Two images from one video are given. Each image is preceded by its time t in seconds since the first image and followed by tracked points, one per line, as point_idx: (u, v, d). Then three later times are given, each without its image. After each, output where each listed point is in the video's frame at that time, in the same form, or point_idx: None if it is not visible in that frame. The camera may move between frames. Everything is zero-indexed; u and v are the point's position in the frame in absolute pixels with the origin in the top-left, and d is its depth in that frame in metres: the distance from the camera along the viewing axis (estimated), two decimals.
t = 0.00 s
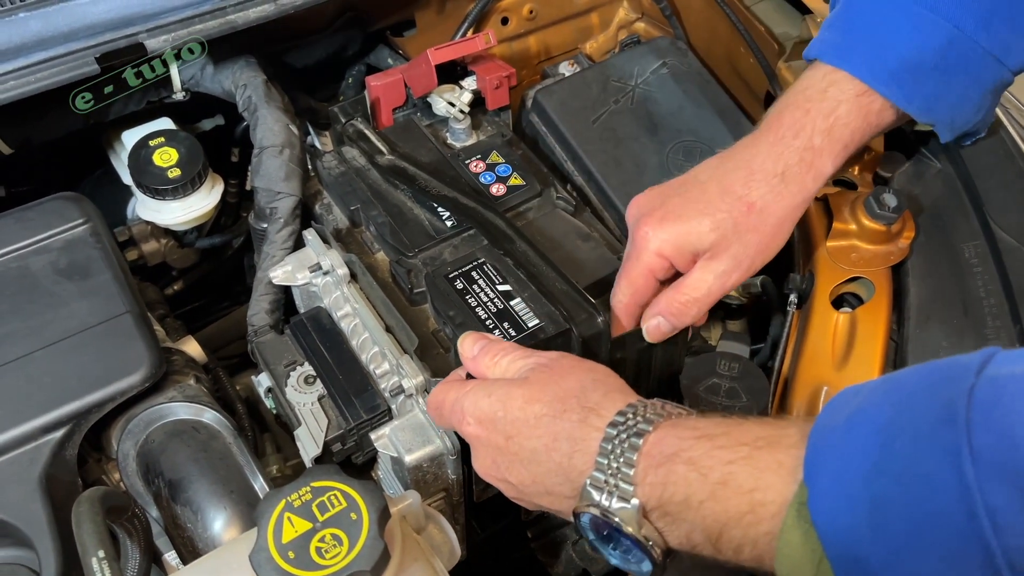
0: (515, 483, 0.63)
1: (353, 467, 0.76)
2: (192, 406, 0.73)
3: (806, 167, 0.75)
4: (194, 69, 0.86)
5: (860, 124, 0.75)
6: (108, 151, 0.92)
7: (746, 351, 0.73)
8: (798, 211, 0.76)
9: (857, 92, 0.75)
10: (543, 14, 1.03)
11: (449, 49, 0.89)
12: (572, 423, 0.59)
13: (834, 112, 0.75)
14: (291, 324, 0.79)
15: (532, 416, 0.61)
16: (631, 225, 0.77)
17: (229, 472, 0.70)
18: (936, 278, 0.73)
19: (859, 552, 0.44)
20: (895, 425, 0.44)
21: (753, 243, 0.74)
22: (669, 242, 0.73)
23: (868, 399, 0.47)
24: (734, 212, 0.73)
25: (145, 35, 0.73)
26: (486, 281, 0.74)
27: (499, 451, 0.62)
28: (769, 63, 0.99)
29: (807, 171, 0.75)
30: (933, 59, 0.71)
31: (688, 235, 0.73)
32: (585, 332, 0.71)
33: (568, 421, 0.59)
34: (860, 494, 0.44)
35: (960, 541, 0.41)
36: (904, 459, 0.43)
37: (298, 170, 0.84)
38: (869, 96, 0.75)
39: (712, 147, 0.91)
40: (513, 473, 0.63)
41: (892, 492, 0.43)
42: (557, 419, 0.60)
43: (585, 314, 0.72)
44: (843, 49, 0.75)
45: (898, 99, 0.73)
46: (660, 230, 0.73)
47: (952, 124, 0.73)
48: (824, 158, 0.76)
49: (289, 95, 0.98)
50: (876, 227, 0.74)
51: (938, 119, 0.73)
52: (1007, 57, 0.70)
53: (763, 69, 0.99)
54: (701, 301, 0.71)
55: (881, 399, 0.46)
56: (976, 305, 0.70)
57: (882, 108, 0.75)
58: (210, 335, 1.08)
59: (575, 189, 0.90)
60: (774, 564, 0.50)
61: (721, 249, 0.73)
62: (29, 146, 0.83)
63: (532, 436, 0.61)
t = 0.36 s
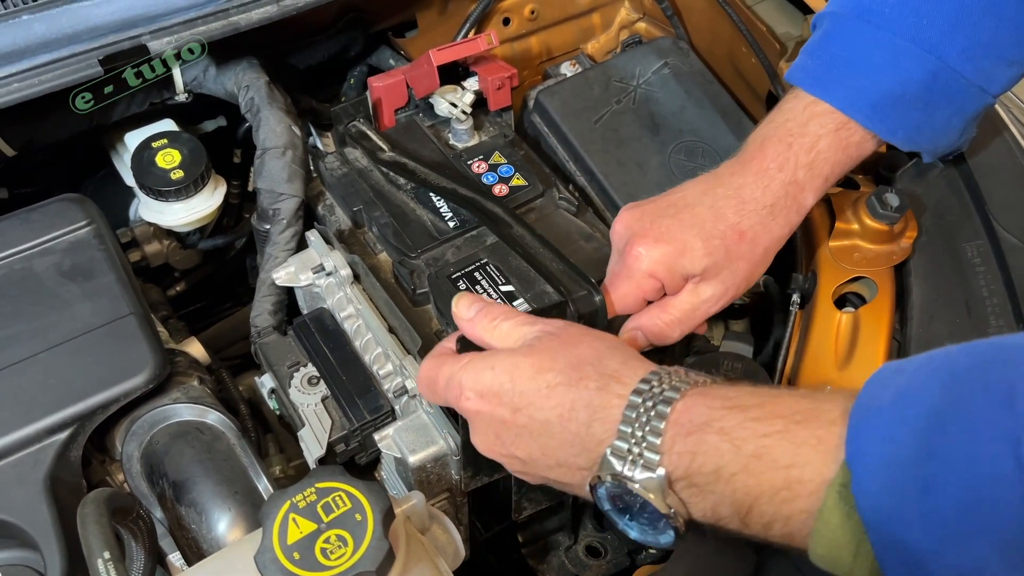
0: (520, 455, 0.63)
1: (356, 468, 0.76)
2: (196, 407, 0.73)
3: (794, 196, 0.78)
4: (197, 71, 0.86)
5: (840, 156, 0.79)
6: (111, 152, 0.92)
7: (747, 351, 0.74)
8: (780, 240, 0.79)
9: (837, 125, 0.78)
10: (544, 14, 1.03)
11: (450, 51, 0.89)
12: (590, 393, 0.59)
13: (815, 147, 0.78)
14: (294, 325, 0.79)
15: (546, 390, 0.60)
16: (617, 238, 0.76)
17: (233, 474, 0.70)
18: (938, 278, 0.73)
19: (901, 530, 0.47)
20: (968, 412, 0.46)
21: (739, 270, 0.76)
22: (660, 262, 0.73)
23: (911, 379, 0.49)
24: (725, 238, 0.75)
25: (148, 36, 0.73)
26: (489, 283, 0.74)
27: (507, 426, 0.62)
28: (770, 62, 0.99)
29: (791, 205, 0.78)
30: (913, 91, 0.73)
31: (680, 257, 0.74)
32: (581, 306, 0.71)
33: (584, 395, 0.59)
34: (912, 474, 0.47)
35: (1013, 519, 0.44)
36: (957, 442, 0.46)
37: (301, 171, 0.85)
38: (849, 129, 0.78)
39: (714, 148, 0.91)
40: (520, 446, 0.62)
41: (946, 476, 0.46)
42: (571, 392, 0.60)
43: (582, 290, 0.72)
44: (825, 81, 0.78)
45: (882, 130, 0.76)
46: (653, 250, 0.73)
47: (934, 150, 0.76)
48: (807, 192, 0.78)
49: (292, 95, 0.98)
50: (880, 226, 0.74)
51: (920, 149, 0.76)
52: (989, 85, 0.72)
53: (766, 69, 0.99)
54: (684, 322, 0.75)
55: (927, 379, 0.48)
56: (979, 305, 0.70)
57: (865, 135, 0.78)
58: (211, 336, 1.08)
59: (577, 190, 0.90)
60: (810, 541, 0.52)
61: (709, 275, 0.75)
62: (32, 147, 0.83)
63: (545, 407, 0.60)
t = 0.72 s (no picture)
0: None
1: (357, 470, 0.77)
2: (198, 410, 0.73)
3: (792, 161, 0.77)
4: (199, 74, 0.86)
5: (841, 123, 0.78)
6: (113, 155, 0.92)
7: (747, 351, 0.74)
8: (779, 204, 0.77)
9: (839, 92, 0.78)
10: (544, 16, 1.03)
11: (450, 53, 0.90)
12: (932, 529, 0.51)
13: (815, 111, 0.78)
14: (295, 327, 0.80)
15: (896, 522, 0.51)
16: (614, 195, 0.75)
17: (235, 476, 0.70)
18: (938, 279, 0.73)
19: None
20: None
21: (736, 228, 0.75)
22: (656, 211, 0.71)
23: None
24: (724, 192, 0.74)
25: (149, 40, 0.73)
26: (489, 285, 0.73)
27: (826, 558, 0.52)
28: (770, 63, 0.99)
29: (791, 165, 0.77)
30: (919, 64, 0.74)
31: (676, 207, 0.72)
32: (565, 260, 0.63)
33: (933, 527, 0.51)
34: None
35: None
36: None
37: (303, 174, 0.85)
38: (851, 96, 0.78)
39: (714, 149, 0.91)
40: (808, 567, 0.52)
41: None
42: (926, 526, 0.51)
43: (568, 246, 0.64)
44: (829, 50, 0.78)
45: (887, 100, 0.75)
46: (649, 198, 0.72)
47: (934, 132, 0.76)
48: (808, 155, 0.78)
49: (294, 97, 0.98)
50: (879, 228, 0.74)
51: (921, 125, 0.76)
52: (993, 64, 0.74)
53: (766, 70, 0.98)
54: (682, 278, 0.70)
55: None
56: (979, 306, 0.70)
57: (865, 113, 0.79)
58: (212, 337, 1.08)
59: (577, 191, 0.90)
60: None
61: (706, 229, 0.73)
62: (34, 150, 0.83)
63: (880, 522, 0.51)
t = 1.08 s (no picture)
0: None
1: (357, 471, 0.77)
2: (197, 411, 0.73)
3: (773, 107, 0.78)
4: (197, 76, 0.86)
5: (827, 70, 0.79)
6: (113, 157, 0.93)
7: (745, 353, 0.73)
8: (762, 148, 0.77)
9: (827, 39, 0.79)
10: (542, 18, 1.03)
11: (449, 55, 0.90)
12: (979, 509, 0.53)
13: (801, 56, 0.78)
14: (295, 328, 0.80)
15: (944, 502, 0.54)
16: (586, 147, 0.76)
17: (235, 476, 0.70)
18: (935, 278, 0.73)
19: None
20: None
21: (715, 170, 0.74)
22: (627, 154, 0.71)
23: None
24: (699, 134, 0.74)
25: (148, 42, 0.73)
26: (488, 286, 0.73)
27: (874, 531, 0.54)
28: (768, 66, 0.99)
29: (772, 109, 0.77)
30: (912, 22, 0.75)
31: (649, 150, 0.72)
32: (535, 209, 0.63)
33: (978, 507, 0.53)
34: None
35: None
36: None
37: (301, 175, 0.85)
38: (839, 45, 0.79)
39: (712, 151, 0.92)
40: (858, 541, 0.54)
41: None
42: (973, 506, 0.53)
43: (538, 193, 0.64)
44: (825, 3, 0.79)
45: (876, 56, 0.76)
46: (620, 143, 0.72)
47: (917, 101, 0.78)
48: (791, 99, 0.78)
49: (292, 99, 0.99)
50: (876, 229, 0.74)
51: (906, 91, 0.77)
52: (983, 30, 0.75)
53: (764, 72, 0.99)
54: (655, 222, 0.69)
55: None
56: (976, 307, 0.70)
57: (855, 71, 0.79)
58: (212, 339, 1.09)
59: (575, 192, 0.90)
60: None
61: (681, 172, 0.73)
62: (34, 152, 0.84)
63: (929, 502, 0.54)
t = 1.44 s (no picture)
0: None
1: (354, 473, 0.77)
2: (195, 412, 0.73)
3: (765, 64, 0.78)
4: (196, 78, 0.86)
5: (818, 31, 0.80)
6: (112, 158, 0.93)
7: (742, 355, 0.74)
8: (754, 102, 0.77)
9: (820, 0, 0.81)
10: (542, 20, 1.03)
11: (449, 57, 0.90)
12: (970, 501, 0.55)
13: (793, 13, 0.80)
14: (294, 330, 0.81)
15: (936, 496, 0.55)
16: (577, 110, 0.75)
17: (233, 477, 0.70)
18: (933, 281, 0.73)
19: None
20: None
21: (707, 124, 0.73)
22: (615, 114, 0.71)
23: None
24: (690, 89, 0.74)
25: (148, 44, 0.73)
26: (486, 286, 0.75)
27: (864, 521, 0.56)
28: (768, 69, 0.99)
29: (764, 64, 0.78)
30: None
31: (637, 105, 0.72)
32: (524, 170, 0.60)
33: (968, 499, 0.55)
34: None
35: None
36: None
37: (301, 177, 0.85)
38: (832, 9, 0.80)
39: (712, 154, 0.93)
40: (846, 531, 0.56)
41: None
42: (964, 498, 0.55)
43: (527, 153, 0.61)
44: None
45: (869, 24, 0.75)
46: (608, 100, 0.72)
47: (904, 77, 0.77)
48: (782, 54, 0.79)
49: (292, 101, 0.99)
50: (874, 232, 0.74)
51: (895, 62, 0.76)
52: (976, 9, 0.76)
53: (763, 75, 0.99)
54: (648, 174, 0.67)
55: None
56: (973, 310, 0.70)
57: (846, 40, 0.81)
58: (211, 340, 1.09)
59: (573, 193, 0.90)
60: None
61: (671, 126, 0.71)
62: (34, 154, 0.84)
63: (920, 496, 0.56)
